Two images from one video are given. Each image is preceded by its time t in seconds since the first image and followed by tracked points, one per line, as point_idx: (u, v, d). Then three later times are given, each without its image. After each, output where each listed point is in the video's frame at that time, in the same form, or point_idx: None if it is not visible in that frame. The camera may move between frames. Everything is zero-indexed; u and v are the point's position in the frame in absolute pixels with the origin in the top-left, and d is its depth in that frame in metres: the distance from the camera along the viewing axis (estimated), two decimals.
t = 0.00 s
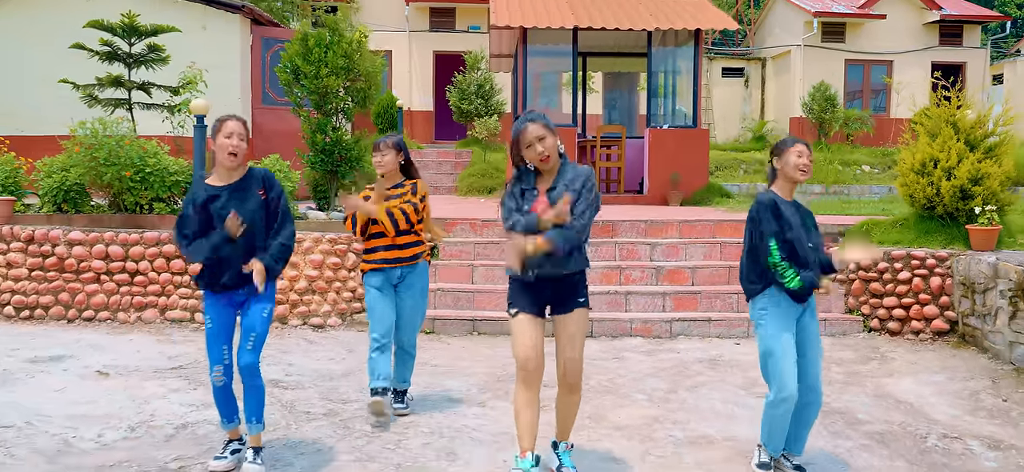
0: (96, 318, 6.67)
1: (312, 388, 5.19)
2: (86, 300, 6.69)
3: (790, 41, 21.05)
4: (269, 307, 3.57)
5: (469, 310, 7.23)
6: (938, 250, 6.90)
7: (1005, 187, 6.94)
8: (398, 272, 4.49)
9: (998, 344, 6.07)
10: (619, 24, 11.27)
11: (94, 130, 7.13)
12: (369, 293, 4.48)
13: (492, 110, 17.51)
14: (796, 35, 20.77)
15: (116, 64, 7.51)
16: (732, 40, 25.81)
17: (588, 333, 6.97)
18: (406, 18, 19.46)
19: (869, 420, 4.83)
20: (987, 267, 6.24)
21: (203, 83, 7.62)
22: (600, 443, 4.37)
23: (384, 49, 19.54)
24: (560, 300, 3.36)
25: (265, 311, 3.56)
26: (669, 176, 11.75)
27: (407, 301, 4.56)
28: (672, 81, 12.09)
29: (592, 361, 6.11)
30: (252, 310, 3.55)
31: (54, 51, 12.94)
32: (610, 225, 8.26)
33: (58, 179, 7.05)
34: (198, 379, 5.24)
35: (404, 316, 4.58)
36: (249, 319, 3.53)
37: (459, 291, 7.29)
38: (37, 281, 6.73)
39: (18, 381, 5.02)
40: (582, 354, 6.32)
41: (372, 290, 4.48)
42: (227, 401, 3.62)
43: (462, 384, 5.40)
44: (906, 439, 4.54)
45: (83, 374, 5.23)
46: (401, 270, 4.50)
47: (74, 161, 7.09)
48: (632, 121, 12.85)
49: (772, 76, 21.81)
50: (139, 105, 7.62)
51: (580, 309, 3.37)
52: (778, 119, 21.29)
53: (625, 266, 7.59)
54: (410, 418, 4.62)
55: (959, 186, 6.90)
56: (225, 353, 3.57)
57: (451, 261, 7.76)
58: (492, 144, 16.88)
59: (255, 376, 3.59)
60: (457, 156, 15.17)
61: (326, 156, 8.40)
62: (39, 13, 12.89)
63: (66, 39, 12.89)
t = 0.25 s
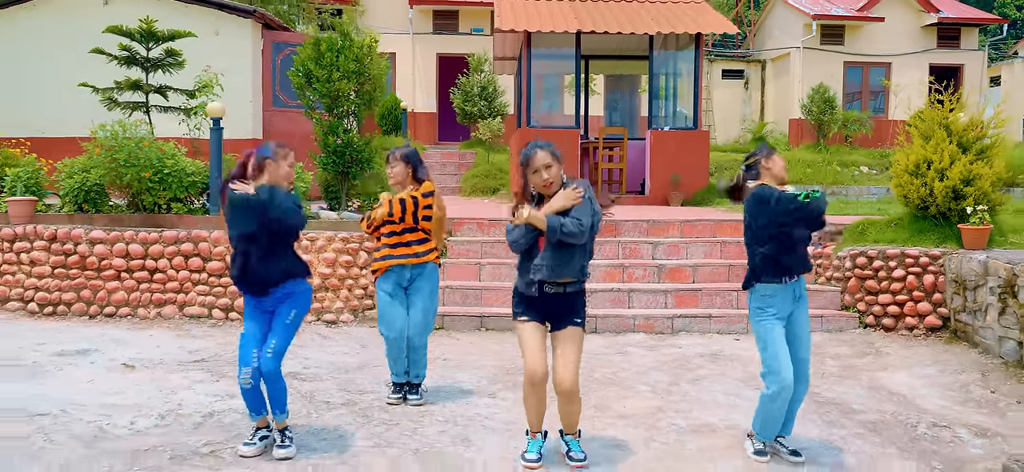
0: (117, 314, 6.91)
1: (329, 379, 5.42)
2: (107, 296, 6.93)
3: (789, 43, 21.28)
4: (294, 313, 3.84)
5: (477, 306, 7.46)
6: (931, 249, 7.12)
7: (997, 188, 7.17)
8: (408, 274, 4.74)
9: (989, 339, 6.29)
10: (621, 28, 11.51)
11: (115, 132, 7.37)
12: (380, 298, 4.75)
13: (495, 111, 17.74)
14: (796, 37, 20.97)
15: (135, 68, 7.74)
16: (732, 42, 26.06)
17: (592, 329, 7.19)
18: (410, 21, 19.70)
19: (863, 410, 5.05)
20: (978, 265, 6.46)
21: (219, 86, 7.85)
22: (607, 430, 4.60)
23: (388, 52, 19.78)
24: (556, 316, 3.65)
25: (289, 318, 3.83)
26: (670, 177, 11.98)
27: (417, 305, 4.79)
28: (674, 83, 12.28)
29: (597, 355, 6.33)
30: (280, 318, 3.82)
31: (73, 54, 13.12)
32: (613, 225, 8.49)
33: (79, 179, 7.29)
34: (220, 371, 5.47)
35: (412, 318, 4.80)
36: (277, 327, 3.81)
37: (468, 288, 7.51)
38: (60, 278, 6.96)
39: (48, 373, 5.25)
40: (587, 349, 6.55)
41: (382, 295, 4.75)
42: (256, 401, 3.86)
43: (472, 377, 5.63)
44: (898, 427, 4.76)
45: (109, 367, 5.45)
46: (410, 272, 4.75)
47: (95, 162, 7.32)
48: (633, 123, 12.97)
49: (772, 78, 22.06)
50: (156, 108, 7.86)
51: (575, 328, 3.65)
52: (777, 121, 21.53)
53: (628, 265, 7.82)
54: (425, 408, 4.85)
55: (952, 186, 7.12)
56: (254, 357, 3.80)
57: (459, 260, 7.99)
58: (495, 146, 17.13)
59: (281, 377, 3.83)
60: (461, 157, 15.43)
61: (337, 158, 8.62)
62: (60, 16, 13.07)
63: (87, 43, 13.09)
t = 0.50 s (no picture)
0: (135, 308, 7.15)
1: (343, 370, 5.67)
2: (125, 292, 7.17)
3: (788, 45, 21.52)
4: (325, 300, 4.11)
5: (482, 301, 7.71)
6: (921, 246, 7.38)
7: (985, 187, 7.42)
8: (418, 266, 5.00)
9: (975, 332, 6.54)
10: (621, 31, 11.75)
11: (132, 132, 7.63)
12: (390, 289, 5.05)
13: (497, 112, 17.98)
14: (794, 38, 21.19)
15: (151, 71, 7.99)
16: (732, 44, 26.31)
17: (594, 323, 7.45)
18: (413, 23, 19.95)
19: (852, 398, 5.30)
20: (966, 261, 6.71)
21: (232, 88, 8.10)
22: (609, 416, 4.85)
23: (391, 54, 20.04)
24: (560, 291, 3.90)
25: (322, 305, 4.11)
26: (670, 177, 12.23)
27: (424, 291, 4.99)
28: (674, 84, 12.50)
29: (599, 348, 6.58)
30: (313, 305, 4.11)
31: (88, 57, 13.34)
32: (614, 223, 8.74)
33: (98, 179, 7.55)
34: (238, 361, 5.72)
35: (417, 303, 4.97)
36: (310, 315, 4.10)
37: (473, 284, 7.76)
38: (80, 274, 7.21)
39: (75, 363, 5.50)
40: (589, 341, 6.80)
41: (394, 285, 5.04)
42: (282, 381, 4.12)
43: (479, 367, 5.88)
44: (885, 413, 5.02)
45: (133, 358, 5.70)
46: (420, 264, 5.00)
47: (113, 162, 7.57)
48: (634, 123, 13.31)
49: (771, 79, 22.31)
50: (172, 110, 8.11)
51: (580, 295, 3.86)
52: (776, 122, 21.77)
53: (628, 261, 8.07)
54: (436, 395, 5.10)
55: (942, 185, 7.39)
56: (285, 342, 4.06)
57: (464, 257, 8.24)
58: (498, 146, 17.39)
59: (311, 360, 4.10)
60: (464, 158, 15.68)
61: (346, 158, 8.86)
62: (74, 20, 13.29)
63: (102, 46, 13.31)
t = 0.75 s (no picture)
0: (151, 304, 7.40)
1: (355, 362, 5.92)
2: (142, 288, 7.42)
3: (786, 47, 21.77)
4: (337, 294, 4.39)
5: (487, 298, 7.95)
6: (912, 244, 7.64)
7: (973, 187, 7.66)
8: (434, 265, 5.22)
9: (962, 327, 6.79)
10: (621, 35, 12.00)
11: (148, 134, 7.88)
12: (407, 286, 5.23)
13: (500, 114, 18.20)
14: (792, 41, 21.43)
15: (165, 75, 8.24)
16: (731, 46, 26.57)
17: (595, 319, 7.69)
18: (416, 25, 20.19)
19: (842, 389, 5.55)
20: (953, 258, 6.96)
21: (243, 92, 8.34)
22: (609, 405, 5.10)
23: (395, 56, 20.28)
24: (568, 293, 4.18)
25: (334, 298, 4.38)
26: (669, 178, 12.49)
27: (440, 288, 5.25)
28: (673, 87, 12.78)
29: (600, 342, 6.83)
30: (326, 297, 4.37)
31: (101, 61, 13.61)
32: (615, 222, 8.99)
33: (115, 179, 7.81)
34: (254, 354, 5.97)
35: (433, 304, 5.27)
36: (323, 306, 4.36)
37: (478, 281, 8.01)
38: (98, 272, 7.47)
39: (99, 355, 5.75)
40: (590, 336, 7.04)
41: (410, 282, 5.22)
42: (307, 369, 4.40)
43: (485, 360, 6.13)
44: (872, 403, 5.27)
45: (153, 350, 5.95)
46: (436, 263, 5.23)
47: (129, 164, 7.82)
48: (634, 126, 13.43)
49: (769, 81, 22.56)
50: (185, 113, 8.36)
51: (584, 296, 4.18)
52: (775, 123, 22.01)
53: (628, 259, 8.32)
54: (445, 386, 5.35)
55: (931, 186, 7.65)
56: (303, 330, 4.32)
57: (469, 255, 8.49)
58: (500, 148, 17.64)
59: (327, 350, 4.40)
60: (467, 159, 15.93)
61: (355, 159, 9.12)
62: (88, 25, 13.55)
63: (116, 50, 13.57)
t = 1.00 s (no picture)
0: (165, 300, 7.64)
1: (364, 354, 6.16)
2: (157, 285, 7.67)
3: (784, 49, 22.02)
4: (347, 293, 4.60)
5: (490, 294, 8.20)
6: (902, 241, 7.89)
7: (960, 186, 7.91)
8: (448, 258, 5.48)
9: (950, 321, 7.03)
10: (620, 38, 12.25)
11: (161, 135, 8.11)
12: (424, 278, 5.49)
13: (501, 115, 18.42)
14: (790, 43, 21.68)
15: (178, 78, 8.49)
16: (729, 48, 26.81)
17: (595, 314, 7.93)
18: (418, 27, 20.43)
19: (832, 379, 5.79)
20: (941, 255, 7.20)
21: (254, 94, 8.59)
22: (609, 393, 5.35)
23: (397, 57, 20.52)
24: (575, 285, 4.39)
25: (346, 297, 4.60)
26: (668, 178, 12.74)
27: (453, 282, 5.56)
28: (672, 87, 13.05)
29: (600, 336, 7.07)
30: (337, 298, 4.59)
31: (113, 64, 13.86)
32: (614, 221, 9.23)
33: (129, 179, 8.06)
34: (267, 347, 6.21)
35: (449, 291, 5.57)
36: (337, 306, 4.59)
37: (482, 278, 8.26)
38: (114, 269, 7.72)
39: (119, 348, 5.99)
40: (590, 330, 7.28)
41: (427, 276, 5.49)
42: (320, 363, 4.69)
43: (489, 353, 6.37)
44: (860, 392, 5.51)
45: (171, 343, 6.19)
46: (449, 257, 5.48)
47: (143, 164, 8.07)
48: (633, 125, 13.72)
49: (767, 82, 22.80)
50: (197, 114, 8.61)
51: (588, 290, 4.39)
52: (772, 124, 22.24)
53: (627, 257, 8.56)
54: (452, 377, 5.59)
55: (921, 185, 7.89)
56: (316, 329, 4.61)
57: (473, 253, 8.73)
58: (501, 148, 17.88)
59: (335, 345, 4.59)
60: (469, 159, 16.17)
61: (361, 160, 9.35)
62: (100, 29, 13.81)
63: (128, 53, 13.83)
